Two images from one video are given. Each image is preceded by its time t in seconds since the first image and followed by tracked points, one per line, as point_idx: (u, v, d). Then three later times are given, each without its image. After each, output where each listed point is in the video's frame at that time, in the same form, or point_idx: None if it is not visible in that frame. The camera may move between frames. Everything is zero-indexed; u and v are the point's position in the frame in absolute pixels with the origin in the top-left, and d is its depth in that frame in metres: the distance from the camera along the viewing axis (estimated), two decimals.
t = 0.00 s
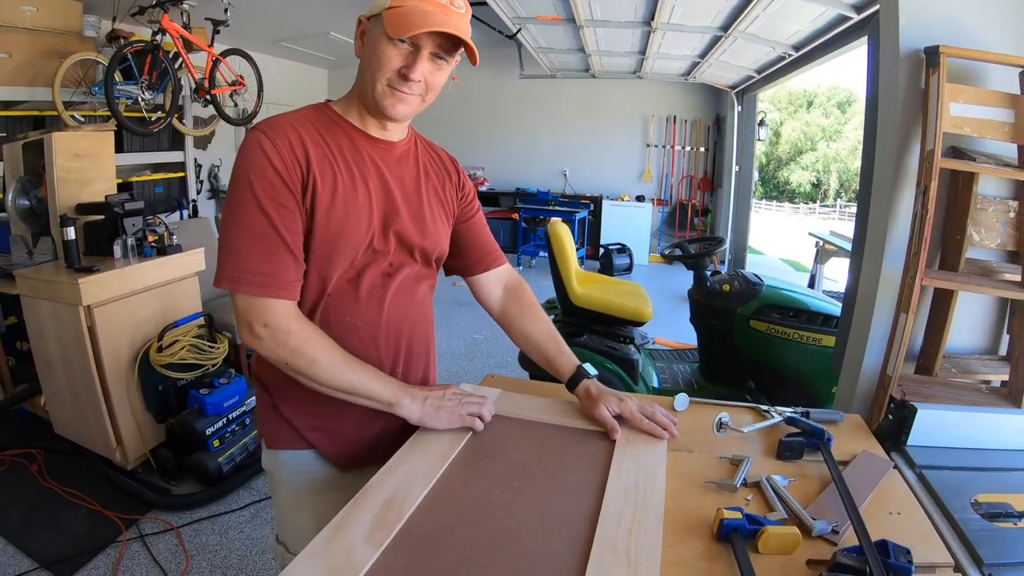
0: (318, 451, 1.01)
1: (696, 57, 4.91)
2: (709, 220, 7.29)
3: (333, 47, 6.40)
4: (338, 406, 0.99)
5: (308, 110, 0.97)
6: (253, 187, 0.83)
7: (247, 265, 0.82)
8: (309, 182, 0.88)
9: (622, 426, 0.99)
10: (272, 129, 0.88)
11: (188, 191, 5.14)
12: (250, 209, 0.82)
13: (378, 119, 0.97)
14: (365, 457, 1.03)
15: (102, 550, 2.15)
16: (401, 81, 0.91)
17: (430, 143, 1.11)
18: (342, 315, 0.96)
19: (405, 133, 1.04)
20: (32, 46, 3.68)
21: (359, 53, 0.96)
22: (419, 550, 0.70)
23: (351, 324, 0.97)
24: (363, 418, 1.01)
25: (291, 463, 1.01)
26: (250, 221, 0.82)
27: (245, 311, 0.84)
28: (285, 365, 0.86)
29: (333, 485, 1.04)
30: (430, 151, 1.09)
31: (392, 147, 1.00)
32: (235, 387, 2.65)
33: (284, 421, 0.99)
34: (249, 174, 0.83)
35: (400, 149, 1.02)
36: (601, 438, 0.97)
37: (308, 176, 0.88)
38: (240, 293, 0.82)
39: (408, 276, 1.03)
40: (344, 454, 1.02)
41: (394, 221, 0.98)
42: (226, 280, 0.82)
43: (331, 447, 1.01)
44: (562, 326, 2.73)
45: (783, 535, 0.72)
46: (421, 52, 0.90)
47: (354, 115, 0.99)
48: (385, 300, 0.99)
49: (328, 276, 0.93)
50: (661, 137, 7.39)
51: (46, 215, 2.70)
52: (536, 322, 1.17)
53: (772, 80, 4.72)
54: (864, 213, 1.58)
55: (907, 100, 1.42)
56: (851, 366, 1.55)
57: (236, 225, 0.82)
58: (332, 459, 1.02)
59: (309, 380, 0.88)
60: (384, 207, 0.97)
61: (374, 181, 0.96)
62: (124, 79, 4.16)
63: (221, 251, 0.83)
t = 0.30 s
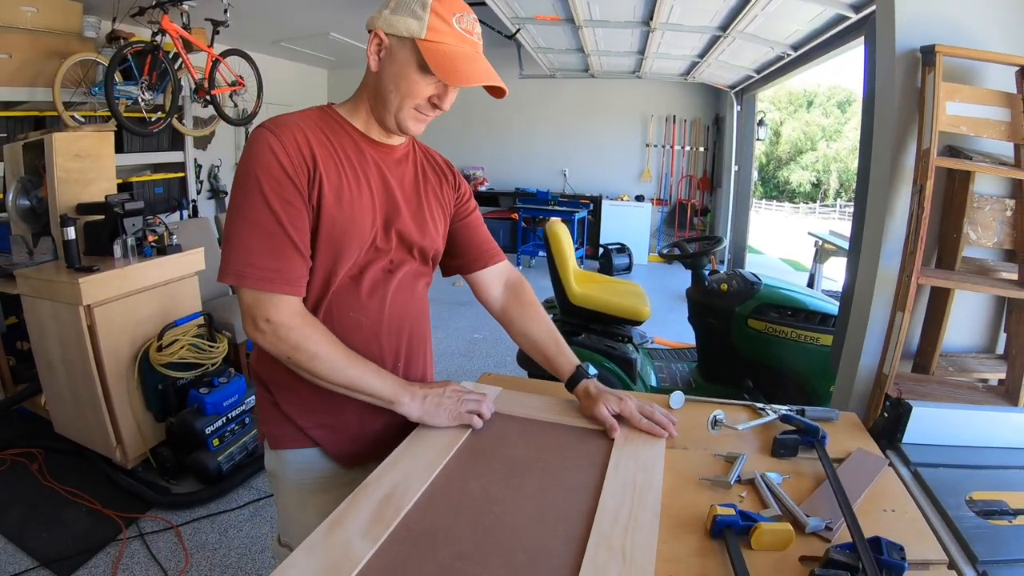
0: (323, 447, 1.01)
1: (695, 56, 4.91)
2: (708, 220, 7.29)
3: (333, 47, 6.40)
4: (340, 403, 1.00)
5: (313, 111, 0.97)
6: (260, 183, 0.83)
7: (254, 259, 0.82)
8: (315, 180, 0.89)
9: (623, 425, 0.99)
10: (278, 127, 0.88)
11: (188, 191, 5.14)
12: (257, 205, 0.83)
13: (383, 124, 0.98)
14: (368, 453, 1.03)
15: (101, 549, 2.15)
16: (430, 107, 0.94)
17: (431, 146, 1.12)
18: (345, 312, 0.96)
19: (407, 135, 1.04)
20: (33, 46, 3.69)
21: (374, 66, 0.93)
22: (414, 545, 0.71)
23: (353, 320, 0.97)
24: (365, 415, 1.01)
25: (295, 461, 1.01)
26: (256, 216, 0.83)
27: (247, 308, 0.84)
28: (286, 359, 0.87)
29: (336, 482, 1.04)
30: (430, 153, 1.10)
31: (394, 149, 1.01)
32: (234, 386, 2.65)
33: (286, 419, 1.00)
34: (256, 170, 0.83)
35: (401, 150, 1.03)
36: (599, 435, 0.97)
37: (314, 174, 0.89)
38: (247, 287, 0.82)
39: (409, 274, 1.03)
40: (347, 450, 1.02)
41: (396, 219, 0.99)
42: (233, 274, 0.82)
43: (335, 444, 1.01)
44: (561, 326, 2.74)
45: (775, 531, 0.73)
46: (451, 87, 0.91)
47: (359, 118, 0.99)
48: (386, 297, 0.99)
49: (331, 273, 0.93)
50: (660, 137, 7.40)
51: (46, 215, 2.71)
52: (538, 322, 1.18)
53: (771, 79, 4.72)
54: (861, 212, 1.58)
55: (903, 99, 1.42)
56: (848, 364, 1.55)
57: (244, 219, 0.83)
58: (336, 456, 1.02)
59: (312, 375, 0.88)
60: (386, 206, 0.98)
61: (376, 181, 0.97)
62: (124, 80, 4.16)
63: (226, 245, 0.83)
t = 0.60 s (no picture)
0: (322, 447, 1.00)
1: (694, 55, 4.90)
2: (707, 219, 7.29)
3: (331, 47, 6.39)
4: (341, 402, 0.99)
5: (307, 111, 0.97)
6: (257, 181, 0.82)
7: (251, 256, 0.82)
8: (311, 178, 0.88)
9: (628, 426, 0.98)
10: (273, 126, 0.88)
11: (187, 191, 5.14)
12: (254, 202, 0.82)
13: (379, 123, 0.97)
14: (367, 453, 1.03)
15: (100, 549, 2.15)
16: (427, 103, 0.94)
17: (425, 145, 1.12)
18: (341, 309, 0.96)
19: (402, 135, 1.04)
20: (32, 47, 3.69)
21: (371, 66, 0.91)
22: (410, 543, 0.70)
23: (349, 318, 0.96)
24: (366, 414, 1.01)
25: (293, 462, 1.01)
26: (253, 214, 0.82)
27: (249, 305, 0.84)
28: (287, 357, 0.86)
29: (335, 481, 1.04)
30: (423, 151, 1.09)
31: (389, 148, 1.01)
32: (233, 385, 2.65)
33: (285, 420, 0.99)
34: (253, 168, 0.83)
35: (396, 149, 1.03)
36: (598, 434, 0.96)
37: (310, 172, 0.88)
38: (246, 285, 0.82)
39: (404, 272, 1.03)
40: (347, 450, 1.02)
41: (391, 216, 0.98)
42: (232, 273, 0.81)
43: (334, 444, 1.01)
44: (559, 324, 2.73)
45: (771, 530, 0.72)
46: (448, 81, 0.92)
47: (352, 118, 0.98)
48: (381, 294, 0.99)
49: (327, 271, 0.93)
50: (659, 135, 7.39)
51: (45, 215, 2.71)
52: (540, 323, 1.16)
53: (769, 78, 4.72)
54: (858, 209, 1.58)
55: (900, 97, 1.42)
56: (846, 362, 1.55)
57: (241, 217, 0.82)
58: (335, 456, 1.01)
59: (313, 374, 0.88)
60: (381, 205, 0.98)
61: (370, 179, 0.97)
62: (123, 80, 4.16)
63: (222, 242, 0.83)
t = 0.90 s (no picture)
0: (301, 445, 0.99)
1: (692, 49, 4.89)
2: (705, 213, 7.28)
3: (327, 42, 6.36)
4: (320, 400, 0.98)
5: (306, 101, 0.95)
6: (242, 176, 0.81)
7: (231, 252, 0.80)
8: (299, 174, 0.87)
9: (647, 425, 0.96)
10: (265, 118, 0.86)
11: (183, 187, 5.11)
12: (238, 197, 0.81)
13: (376, 119, 0.95)
14: (347, 453, 1.01)
15: (96, 547, 2.14)
16: (426, 98, 0.92)
17: (429, 142, 1.10)
18: (327, 309, 0.94)
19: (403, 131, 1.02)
20: (26, 43, 3.66)
21: (368, 57, 0.89)
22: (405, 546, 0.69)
23: (336, 318, 0.95)
24: (346, 414, 0.99)
25: (273, 459, 0.99)
26: (237, 209, 0.81)
27: (225, 301, 0.83)
28: (274, 357, 0.85)
29: (324, 480, 1.02)
30: (422, 149, 1.07)
31: (386, 144, 0.99)
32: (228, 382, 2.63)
33: (267, 417, 0.98)
34: (239, 162, 0.81)
35: (393, 146, 1.00)
36: (596, 433, 0.95)
37: (299, 168, 0.87)
38: (226, 280, 0.81)
39: (395, 273, 1.01)
40: (326, 449, 1.00)
41: (381, 217, 0.96)
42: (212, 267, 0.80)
43: (313, 442, 0.99)
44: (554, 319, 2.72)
45: (768, 530, 0.71)
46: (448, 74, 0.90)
47: (348, 113, 0.96)
48: (369, 295, 0.97)
49: (313, 269, 0.91)
50: (657, 130, 7.37)
51: (39, 213, 2.69)
52: (553, 318, 1.15)
53: (767, 73, 4.71)
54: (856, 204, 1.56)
55: (900, 89, 1.41)
56: (844, 358, 1.53)
57: (224, 210, 0.81)
58: (314, 455, 1.00)
59: (290, 371, 0.86)
60: (373, 204, 0.96)
61: (361, 178, 0.95)
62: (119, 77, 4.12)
63: (205, 235, 0.82)
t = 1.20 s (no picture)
0: (279, 450, 0.95)
1: (688, 40, 4.84)
2: (701, 205, 7.25)
3: (320, 31, 6.26)
4: (303, 403, 0.94)
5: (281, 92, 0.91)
6: (207, 175, 0.77)
7: (200, 258, 0.77)
8: (271, 170, 0.82)
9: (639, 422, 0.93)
10: (233, 110, 0.82)
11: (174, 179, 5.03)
12: (203, 198, 0.77)
13: (358, 106, 0.90)
14: (327, 457, 0.98)
15: (85, 545, 2.11)
16: (415, 89, 0.87)
17: (413, 130, 1.05)
18: (306, 309, 0.90)
19: (385, 119, 0.97)
20: (14, 35, 3.59)
21: (351, 43, 0.84)
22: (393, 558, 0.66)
23: (315, 319, 0.91)
24: (329, 417, 0.96)
25: (248, 461, 0.95)
26: (203, 211, 0.77)
27: (195, 308, 0.79)
28: (251, 362, 0.81)
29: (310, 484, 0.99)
30: (407, 137, 1.01)
31: (367, 134, 0.94)
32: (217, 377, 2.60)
33: (244, 419, 0.94)
34: (204, 160, 0.77)
35: (375, 135, 0.96)
36: (591, 435, 0.91)
37: (270, 163, 0.82)
38: (194, 288, 0.77)
39: (379, 269, 0.97)
40: (306, 454, 0.97)
41: (364, 212, 0.92)
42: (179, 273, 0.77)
43: (292, 447, 0.96)
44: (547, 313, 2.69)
45: (765, 541, 0.68)
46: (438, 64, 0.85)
47: (328, 100, 0.91)
48: (352, 293, 0.93)
49: (290, 270, 0.87)
50: (653, 121, 7.32)
51: (27, 207, 2.64)
52: (532, 313, 1.12)
53: (764, 64, 4.67)
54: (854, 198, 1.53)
55: (901, 79, 1.37)
56: (842, 354, 1.50)
57: (191, 214, 0.77)
58: (293, 459, 0.96)
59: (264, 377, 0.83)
60: (354, 198, 0.91)
61: (341, 170, 0.90)
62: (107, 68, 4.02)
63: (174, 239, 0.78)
